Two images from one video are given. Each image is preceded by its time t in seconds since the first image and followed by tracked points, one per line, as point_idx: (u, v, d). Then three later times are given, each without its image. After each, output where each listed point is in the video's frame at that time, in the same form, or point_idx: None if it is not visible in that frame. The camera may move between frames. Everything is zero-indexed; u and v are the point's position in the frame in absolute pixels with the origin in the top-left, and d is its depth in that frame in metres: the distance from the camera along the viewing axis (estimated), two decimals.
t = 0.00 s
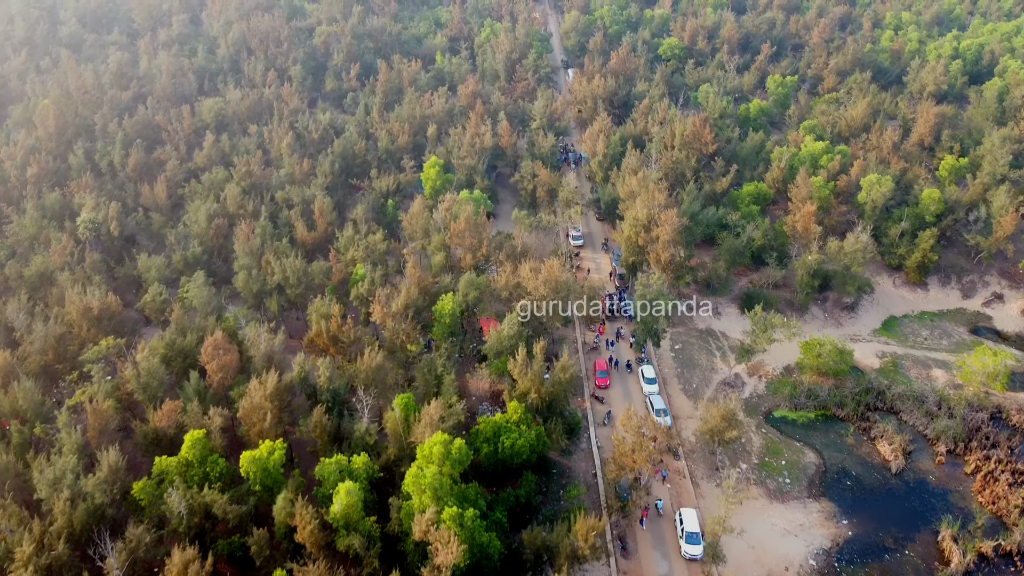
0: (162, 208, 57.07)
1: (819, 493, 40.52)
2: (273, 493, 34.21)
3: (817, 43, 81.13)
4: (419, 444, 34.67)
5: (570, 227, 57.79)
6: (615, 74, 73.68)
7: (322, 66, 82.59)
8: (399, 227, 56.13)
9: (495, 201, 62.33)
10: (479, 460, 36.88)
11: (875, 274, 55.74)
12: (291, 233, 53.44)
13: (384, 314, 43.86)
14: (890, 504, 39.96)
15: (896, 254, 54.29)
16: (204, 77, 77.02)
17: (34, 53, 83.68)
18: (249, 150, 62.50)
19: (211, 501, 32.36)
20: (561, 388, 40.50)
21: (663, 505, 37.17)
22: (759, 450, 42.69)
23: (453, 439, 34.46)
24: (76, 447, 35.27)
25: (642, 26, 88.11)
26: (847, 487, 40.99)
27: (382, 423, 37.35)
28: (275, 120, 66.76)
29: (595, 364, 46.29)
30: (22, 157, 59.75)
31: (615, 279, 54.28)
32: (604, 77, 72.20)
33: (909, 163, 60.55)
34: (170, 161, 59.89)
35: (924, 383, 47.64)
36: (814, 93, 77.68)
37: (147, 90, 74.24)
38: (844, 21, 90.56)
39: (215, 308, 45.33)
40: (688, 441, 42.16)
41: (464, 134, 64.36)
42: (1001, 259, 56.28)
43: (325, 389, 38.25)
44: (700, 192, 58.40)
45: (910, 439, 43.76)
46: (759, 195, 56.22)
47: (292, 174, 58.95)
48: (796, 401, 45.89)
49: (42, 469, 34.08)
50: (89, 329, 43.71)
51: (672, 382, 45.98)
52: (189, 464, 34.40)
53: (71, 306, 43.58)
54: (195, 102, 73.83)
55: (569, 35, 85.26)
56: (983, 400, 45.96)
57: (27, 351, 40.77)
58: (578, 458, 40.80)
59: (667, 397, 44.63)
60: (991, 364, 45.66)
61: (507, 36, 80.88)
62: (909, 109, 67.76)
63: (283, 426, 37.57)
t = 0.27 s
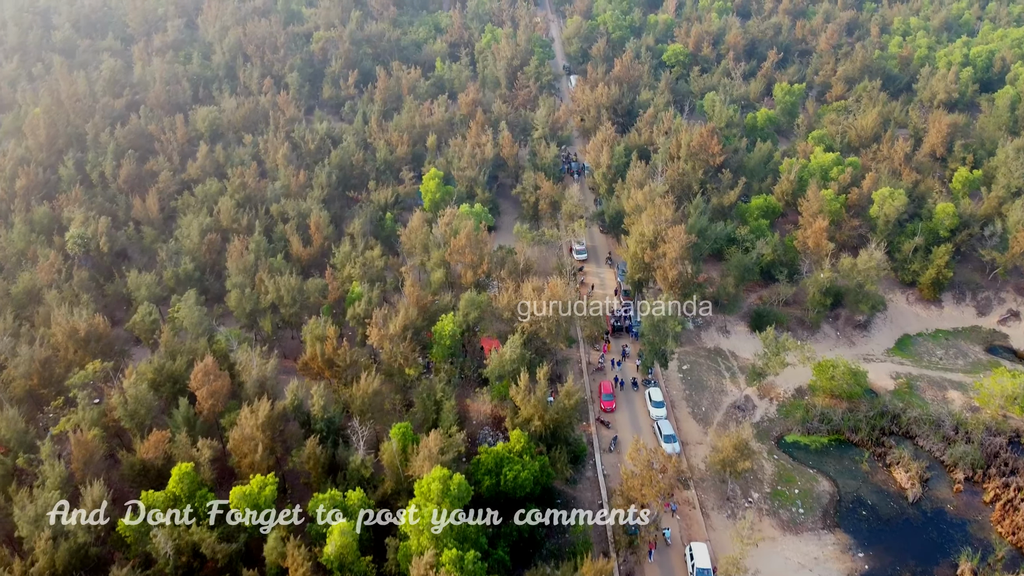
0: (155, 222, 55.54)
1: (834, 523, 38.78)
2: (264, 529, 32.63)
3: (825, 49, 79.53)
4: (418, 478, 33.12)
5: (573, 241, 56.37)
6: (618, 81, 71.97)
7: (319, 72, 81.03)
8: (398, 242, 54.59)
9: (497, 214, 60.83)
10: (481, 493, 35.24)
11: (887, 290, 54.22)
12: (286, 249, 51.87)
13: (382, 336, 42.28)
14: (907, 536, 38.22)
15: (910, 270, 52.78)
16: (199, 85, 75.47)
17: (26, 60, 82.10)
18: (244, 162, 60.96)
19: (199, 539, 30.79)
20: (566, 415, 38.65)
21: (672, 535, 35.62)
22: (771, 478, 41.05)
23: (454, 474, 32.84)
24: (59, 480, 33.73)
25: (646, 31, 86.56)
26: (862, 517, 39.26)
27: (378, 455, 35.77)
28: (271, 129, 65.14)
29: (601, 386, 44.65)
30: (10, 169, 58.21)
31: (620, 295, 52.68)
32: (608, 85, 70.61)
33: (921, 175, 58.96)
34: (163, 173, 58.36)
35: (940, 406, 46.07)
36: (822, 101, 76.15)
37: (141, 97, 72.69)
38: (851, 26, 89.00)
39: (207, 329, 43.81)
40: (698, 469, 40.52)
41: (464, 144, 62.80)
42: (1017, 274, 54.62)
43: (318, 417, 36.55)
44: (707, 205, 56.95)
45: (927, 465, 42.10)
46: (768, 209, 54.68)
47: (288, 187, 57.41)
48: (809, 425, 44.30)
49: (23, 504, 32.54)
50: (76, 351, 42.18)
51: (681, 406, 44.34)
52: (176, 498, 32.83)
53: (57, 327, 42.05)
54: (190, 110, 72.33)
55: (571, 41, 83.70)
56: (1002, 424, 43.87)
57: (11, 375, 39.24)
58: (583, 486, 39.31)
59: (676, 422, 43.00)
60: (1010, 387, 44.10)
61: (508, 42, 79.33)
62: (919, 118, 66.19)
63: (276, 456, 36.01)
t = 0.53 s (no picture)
0: (146, 237, 53.97)
1: (850, 556, 37.03)
2: (255, 570, 31.00)
3: (833, 55, 77.97)
4: (416, 515, 31.67)
5: (576, 255, 54.50)
6: (622, 89, 70.41)
7: (317, 79, 79.49)
8: (396, 257, 53.01)
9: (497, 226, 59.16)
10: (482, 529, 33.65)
11: (901, 307, 52.72)
12: (281, 265, 50.29)
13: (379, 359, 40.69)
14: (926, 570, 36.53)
15: (924, 287, 51.24)
16: (193, 92, 73.93)
17: (17, 65, 80.48)
18: (238, 173, 59.44)
19: None
20: (570, 444, 36.86)
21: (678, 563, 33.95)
22: (784, 507, 39.37)
23: (455, 513, 31.31)
24: (40, 516, 32.18)
25: (649, 37, 85.03)
26: (878, 549, 37.53)
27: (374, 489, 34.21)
28: (267, 139, 63.56)
29: (606, 409, 42.96)
30: None
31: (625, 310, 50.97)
32: (611, 93, 68.99)
33: (934, 187, 57.36)
34: (155, 185, 56.80)
35: (957, 429, 44.42)
36: (829, 109, 74.63)
37: (133, 105, 71.13)
38: (858, 31, 87.38)
39: (198, 351, 42.23)
40: (708, 499, 38.84)
41: (465, 155, 61.26)
42: None
43: (312, 448, 34.95)
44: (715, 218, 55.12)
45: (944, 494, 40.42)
46: (777, 222, 53.13)
47: (283, 200, 55.82)
48: (823, 451, 42.73)
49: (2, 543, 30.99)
50: (62, 375, 40.64)
51: (690, 431, 42.69)
52: (163, 537, 31.25)
53: (42, 350, 40.51)
54: (184, 118, 70.81)
55: (574, 46, 82.16)
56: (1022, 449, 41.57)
57: None
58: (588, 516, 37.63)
59: (684, 448, 41.40)
60: None
61: (510, 48, 77.76)
62: (931, 128, 64.64)
63: (268, 489, 34.44)
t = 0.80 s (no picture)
0: (138, 251, 52.59)
1: None
2: None
3: (839, 61, 76.58)
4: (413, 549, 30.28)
5: (579, 267, 52.95)
6: (626, 96, 69.01)
7: (314, 85, 78.12)
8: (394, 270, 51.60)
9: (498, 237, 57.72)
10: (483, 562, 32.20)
11: (912, 323, 51.35)
12: (276, 280, 48.91)
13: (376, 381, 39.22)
14: None
15: (937, 302, 49.85)
16: (188, 99, 72.55)
17: (9, 71, 79.08)
18: (233, 184, 58.07)
19: None
20: (575, 472, 35.36)
21: None
22: (795, 535, 37.79)
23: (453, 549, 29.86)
24: (21, 551, 30.80)
25: (652, 42, 83.72)
26: None
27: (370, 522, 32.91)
28: (263, 148, 62.16)
29: (611, 431, 41.57)
30: None
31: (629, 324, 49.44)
32: (614, 100, 67.60)
33: (946, 199, 55.94)
34: (148, 197, 55.41)
35: (973, 452, 42.97)
36: (836, 117, 73.27)
37: (127, 112, 69.76)
38: (865, 36, 85.98)
39: (189, 372, 40.86)
40: (717, 526, 37.35)
41: (465, 164, 59.91)
42: None
43: (306, 476, 33.56)
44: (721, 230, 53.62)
45: (961, 520, 38.94)
46: (786, 235, 51.76)
47: (279, 211, 54.38)
48: (835, 474, 41.40)
49: None
50: (48, 399, 39.31)
51: (698, 454, 41.32)
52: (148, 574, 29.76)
53: (28, 372, 39.17)
54: (179, 126, 69.49)
55: (575, 52, 80.81)
56: None
57: None
58: (594, 545, 36.12)
59: (692, 472, 40.03)
60: None
61: (510, 54, 76.40)
62: (940, 137, 63.28)
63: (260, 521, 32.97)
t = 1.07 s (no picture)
0: (128, 267, 51.02)
1: None
2: None
3: (847, 68, 75.03)
4: None
5: (582, 284, 51.17)
6: (629, 105, 67.46)
7: (311, 92, 76.54)
8: (392, 287, 50.00)
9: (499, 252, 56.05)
10: None
11: (927, 342, 49.77)
12: (270, 298, 47.34)
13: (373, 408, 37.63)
14: None
15: (953, 321, 48.27)
16: (182, 107, 70.90)
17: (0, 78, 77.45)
18: (227, 197, 56.49)
19: None
20: (579, 506, 33.80)
21: None
22: (810, 570, 36.20)
23: None
24: None
25: (656, 48, 82.20)
26: None
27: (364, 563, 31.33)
28: (258, 159, 60.56)
29: (618, 459, 39.94)
30: None
31: (635, 344, 47.74)
32: (618, 109, 66.05)
33: (960, 213, 54.38)
34: (139, 211, 53.83)
35: (993, 480, 41.41)
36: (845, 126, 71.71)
37: (120, 121, 68.13)
38: (873, 42, 84.38)
39: (178, 397, 39.30)
40: (729, 562, 35.71)
41: (465, 176, 58.32)
42: None
43: (298, 512, 32.09)
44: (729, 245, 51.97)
45: (981, 554, 37.38)
46: (796, 251, 50.23)
47: (273, 225, 52.77)
48: (850, 504, 39.72)
49: None
50: (31, 426, 37.77)
51: (708, 484, 39.70)
52: None
53: (10, 399, 37.63)
54: (173, 135, 67.91)
55: (577, 58, 79.26)
56: None
57: None
58: None
59: (702, 503, 38.42)
60: None
61: (512, 61, 74.84)
62: (953, 147, 61.70)
63: (249, 561, 31.38)
